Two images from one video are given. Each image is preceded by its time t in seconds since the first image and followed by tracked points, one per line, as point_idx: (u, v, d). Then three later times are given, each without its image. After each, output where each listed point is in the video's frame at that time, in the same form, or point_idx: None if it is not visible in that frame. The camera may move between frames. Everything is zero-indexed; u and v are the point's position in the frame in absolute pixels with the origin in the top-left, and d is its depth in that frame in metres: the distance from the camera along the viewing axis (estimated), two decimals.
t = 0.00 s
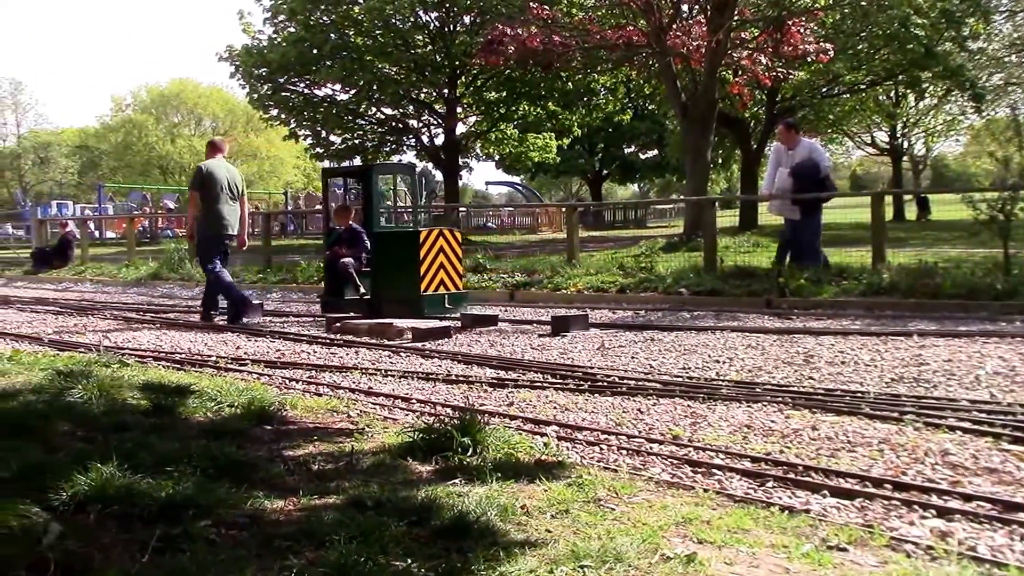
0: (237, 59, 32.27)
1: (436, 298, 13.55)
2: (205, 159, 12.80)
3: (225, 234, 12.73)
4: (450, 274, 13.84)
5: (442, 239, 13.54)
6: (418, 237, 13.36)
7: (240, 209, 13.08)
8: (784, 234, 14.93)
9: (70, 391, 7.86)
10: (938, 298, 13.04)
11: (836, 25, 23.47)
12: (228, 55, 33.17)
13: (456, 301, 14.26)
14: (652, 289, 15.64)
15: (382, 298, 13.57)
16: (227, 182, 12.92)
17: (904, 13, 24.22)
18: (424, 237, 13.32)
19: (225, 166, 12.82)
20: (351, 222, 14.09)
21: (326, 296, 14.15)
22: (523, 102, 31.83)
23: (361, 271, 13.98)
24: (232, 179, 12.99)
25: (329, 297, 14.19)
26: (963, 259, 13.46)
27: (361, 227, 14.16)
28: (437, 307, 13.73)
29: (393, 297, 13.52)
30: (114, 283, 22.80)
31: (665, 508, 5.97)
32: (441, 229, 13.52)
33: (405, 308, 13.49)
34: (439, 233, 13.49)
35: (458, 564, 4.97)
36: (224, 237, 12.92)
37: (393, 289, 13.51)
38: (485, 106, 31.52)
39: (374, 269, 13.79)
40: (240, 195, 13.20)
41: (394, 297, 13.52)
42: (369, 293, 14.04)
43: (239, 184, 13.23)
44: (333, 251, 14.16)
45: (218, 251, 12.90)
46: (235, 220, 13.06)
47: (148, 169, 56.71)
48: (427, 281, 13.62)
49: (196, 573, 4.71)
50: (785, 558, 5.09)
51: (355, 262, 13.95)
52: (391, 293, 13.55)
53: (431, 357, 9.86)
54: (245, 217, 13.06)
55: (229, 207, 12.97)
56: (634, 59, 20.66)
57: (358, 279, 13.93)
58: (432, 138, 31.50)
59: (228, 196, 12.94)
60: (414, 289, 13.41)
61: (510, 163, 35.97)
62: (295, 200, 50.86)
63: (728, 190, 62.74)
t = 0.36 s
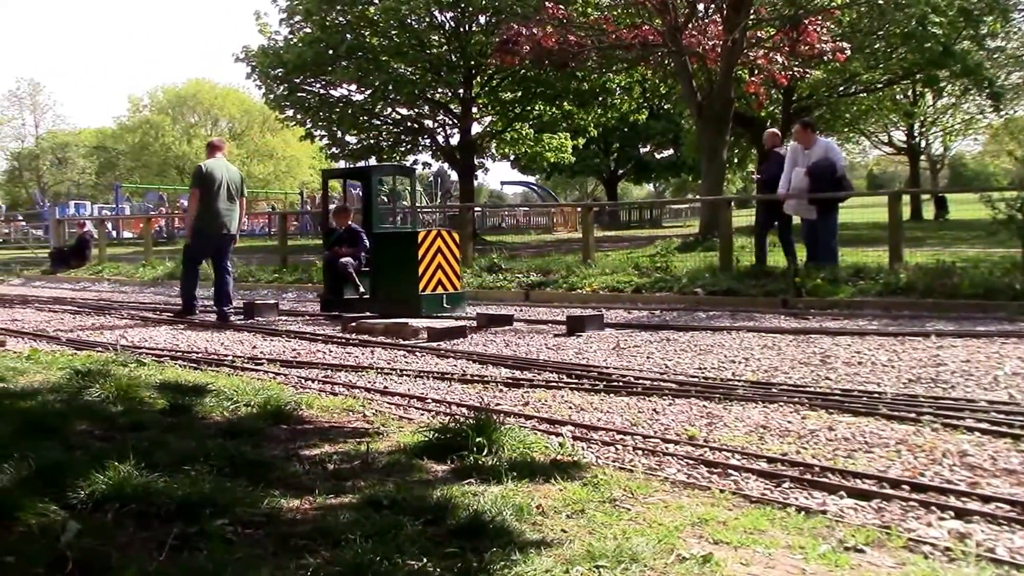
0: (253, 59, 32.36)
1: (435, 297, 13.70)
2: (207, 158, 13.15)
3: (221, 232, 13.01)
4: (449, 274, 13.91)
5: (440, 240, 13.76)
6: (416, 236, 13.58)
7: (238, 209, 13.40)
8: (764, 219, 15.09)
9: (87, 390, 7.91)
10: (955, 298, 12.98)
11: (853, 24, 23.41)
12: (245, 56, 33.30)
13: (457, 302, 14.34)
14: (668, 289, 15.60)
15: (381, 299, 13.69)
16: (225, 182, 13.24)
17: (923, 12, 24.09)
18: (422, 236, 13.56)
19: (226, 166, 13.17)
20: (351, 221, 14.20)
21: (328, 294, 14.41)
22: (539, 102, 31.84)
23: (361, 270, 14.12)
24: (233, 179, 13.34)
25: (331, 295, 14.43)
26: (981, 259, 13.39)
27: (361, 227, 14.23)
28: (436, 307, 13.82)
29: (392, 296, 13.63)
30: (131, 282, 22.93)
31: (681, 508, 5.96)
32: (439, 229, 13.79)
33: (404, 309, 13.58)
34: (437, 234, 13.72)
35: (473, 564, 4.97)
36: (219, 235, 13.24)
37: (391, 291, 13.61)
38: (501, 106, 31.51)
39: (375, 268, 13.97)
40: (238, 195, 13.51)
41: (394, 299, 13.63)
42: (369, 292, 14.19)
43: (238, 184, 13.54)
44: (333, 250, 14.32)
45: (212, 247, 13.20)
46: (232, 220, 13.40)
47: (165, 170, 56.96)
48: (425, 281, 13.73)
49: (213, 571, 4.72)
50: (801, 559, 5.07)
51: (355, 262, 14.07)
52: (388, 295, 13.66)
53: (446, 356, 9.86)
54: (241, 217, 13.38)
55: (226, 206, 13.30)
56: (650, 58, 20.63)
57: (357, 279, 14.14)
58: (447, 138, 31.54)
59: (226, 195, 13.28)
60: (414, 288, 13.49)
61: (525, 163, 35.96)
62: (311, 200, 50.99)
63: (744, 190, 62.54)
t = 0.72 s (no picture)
0: (268, 59, 32.44)
1: (431, 298, 13.76)
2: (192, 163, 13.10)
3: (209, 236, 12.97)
4: (444, 274, 14.00)
5: (435, 241, 13.93)
6: (412, 237, 13.66)
7: (227, 209, 13.31)
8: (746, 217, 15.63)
9: (104, 390, 7.94)
10: (971, 299, 12.91)
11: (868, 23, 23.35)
12: (260, 56, 33.41)
13: (455, 302, 14.38)
14: (682, 289, 15.57)
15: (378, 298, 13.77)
16: (212, 184, 13.15)
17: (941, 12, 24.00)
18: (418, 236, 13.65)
19: (212, 168, 13.09)
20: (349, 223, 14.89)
21: (323, 294, 14.74)
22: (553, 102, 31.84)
23: (357, 270, 14.54)
24: (220, 180, 13.24)
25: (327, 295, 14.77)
26: (998, 259, 13.35)
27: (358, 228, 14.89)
28: (432, 307, 13.85)
29: (389, 295, 13.72)
30: (147, 282, 23.03)
31: (696, 508, 5.95)
32: (435, 231, 13.89)
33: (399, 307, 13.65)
34: (433, 234, 13.78)
35: (488, 564, 4.96)
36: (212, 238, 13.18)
37: (385, 288, 13.72)
38: (515, 106, 31.49)
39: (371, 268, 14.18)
40: (228, 195, 13.41)
41: (389, 297, 13.76)
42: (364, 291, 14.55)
43: (227, 184, 13.43)
44: (331, 252, 14.85)
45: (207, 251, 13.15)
46: (223, 222, 13.33)
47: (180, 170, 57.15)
48: (420, 281, 13.81)
49: (227, 570, 4.73)
50: (817, 560, 5.05)
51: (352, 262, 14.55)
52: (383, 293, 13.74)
53: (460, 356, 9.86)
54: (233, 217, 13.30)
55: (216, 208, 13.24)
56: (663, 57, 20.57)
57: (354, 278, 14.52)
58: (461, 138, 31.59)
59: (214, 198, 13.21)
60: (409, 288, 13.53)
61: (540, 163, 35.96)
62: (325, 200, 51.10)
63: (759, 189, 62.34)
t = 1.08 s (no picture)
0: (283, 60, 32.55)
1: (426, 297, 13.95)
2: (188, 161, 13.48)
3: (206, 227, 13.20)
4: (438, 274, 14.18)
5: (430, 242, 14.23)
6: (407, 237, 13.90)
7: (222, 206, 13.62)
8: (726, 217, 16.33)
9: (121, 389, 7.98)
10: (989, 299, 12.83)
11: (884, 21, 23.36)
12: (275, 57, 33.50)
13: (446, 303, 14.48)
14: (697, 289, 15.53)
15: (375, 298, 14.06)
16: (208, 180, 13.50)
17: (957, 10, 23.90)
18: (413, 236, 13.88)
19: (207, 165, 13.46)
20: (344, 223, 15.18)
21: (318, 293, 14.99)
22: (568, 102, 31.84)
23: (352, 271, 14.94)
24: (216, 178, 13.59)
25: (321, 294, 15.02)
26: (1015, 259, 13.34)
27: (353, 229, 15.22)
28: (426, 307, 14.04)
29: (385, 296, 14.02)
30: (163, 282, 23.14)
31: (711, 508, 5.94)
32: (429, 231, 14.13)
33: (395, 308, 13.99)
34: (427, 234, 14.05)
35: (504, 564, 4.96)
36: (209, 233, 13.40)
37: (381, 290, 14.07)
38: (530, 106, 31.63)
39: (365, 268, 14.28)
40: (223, 194, 13.75)
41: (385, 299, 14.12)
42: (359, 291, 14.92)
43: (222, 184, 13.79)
44: (326, 252, 15.20)
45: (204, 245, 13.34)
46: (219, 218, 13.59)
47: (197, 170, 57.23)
48: (415, 282, 14.03)
49: (243, 568, 4.74)
50: (833, 560, 5.04)
51: (347, 263, 14.95)
52: (378, 294, 14.08)
53: (475, 356, 9.87)
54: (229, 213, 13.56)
55: (212, 205, 13.52)
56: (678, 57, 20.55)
57: (349, 278, 14.89)
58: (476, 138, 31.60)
59: (210, 194, 13.52)
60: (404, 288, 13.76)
61: (554, 163, 35.96)
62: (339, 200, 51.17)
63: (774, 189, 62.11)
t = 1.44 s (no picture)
0: (300, 60, 32.63)
1: (421, 297, 14.20)
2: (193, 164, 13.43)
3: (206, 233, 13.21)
4: (434, 274, 14.50)
5: (425, 242, 14.42)
6: (402, 238, 14.28)
7: (226, 209, 13.58)
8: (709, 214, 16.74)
9: (138, 389, 8.00)
10: (1008, 299, 12.77)
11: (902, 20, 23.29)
12: (291, 57, 33.57)
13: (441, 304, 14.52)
14: (713, 289, 15.50)
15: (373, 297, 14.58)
16: (211, 184, 13.45)
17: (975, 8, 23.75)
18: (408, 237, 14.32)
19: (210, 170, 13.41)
20: (342, 224, 15.05)
21: (315, 293, 15.05)
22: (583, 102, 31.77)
23: (350, 271, 14.93)
24: (220, 182, 13.54)
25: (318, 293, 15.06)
26: None
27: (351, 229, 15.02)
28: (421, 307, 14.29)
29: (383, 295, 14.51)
30: (180, 282, 23.24)
31: (727, 509, 5.92)
32: (424, 232, 14.46)
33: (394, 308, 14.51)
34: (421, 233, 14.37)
35: (520, 564, 4.96)
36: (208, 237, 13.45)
37: (380, 290, 14.56)
38: (546, 106, 31.54)
39: (363, 268, 14.70)
40: (227, 196, 13.70)
41: (383, 298, 14.58)
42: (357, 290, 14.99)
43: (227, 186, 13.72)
44: (324, 252, 15.15)
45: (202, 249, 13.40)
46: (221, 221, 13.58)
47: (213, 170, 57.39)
48: (410, 280, 14.40)
49: (259, 568, 4.74)
50: (850, 562, 5.02)
51: (345, 263, 14.92)
52: (378, 294, 14.56)
53: (491, 356, 9.86)
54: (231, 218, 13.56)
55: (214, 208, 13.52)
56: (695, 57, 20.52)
57: (347, 279, 14.90)
58: (492, 138, 31.59)
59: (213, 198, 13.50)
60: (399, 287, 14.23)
61: (570, 163, 35.94)
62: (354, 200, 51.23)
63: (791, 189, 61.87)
